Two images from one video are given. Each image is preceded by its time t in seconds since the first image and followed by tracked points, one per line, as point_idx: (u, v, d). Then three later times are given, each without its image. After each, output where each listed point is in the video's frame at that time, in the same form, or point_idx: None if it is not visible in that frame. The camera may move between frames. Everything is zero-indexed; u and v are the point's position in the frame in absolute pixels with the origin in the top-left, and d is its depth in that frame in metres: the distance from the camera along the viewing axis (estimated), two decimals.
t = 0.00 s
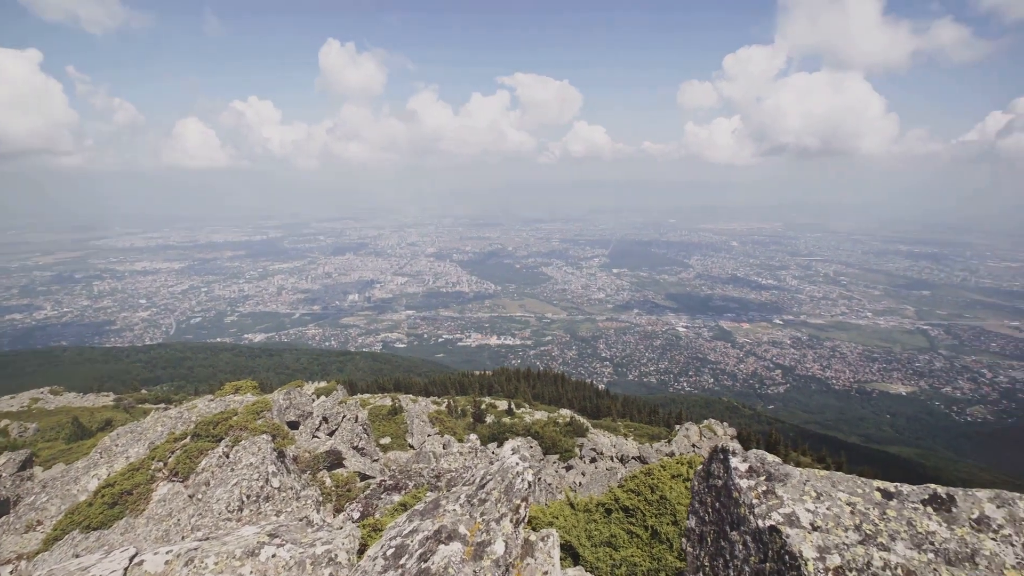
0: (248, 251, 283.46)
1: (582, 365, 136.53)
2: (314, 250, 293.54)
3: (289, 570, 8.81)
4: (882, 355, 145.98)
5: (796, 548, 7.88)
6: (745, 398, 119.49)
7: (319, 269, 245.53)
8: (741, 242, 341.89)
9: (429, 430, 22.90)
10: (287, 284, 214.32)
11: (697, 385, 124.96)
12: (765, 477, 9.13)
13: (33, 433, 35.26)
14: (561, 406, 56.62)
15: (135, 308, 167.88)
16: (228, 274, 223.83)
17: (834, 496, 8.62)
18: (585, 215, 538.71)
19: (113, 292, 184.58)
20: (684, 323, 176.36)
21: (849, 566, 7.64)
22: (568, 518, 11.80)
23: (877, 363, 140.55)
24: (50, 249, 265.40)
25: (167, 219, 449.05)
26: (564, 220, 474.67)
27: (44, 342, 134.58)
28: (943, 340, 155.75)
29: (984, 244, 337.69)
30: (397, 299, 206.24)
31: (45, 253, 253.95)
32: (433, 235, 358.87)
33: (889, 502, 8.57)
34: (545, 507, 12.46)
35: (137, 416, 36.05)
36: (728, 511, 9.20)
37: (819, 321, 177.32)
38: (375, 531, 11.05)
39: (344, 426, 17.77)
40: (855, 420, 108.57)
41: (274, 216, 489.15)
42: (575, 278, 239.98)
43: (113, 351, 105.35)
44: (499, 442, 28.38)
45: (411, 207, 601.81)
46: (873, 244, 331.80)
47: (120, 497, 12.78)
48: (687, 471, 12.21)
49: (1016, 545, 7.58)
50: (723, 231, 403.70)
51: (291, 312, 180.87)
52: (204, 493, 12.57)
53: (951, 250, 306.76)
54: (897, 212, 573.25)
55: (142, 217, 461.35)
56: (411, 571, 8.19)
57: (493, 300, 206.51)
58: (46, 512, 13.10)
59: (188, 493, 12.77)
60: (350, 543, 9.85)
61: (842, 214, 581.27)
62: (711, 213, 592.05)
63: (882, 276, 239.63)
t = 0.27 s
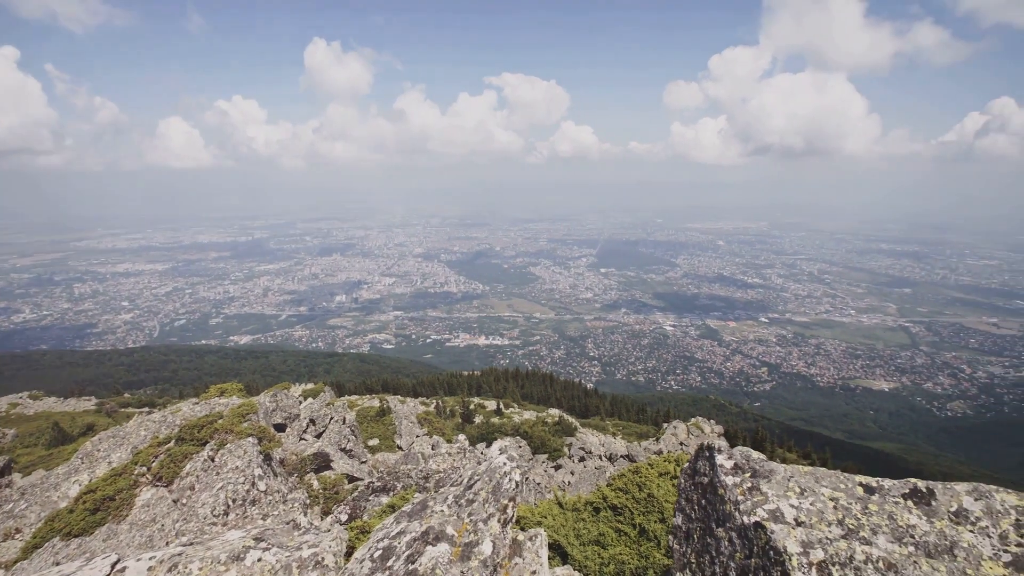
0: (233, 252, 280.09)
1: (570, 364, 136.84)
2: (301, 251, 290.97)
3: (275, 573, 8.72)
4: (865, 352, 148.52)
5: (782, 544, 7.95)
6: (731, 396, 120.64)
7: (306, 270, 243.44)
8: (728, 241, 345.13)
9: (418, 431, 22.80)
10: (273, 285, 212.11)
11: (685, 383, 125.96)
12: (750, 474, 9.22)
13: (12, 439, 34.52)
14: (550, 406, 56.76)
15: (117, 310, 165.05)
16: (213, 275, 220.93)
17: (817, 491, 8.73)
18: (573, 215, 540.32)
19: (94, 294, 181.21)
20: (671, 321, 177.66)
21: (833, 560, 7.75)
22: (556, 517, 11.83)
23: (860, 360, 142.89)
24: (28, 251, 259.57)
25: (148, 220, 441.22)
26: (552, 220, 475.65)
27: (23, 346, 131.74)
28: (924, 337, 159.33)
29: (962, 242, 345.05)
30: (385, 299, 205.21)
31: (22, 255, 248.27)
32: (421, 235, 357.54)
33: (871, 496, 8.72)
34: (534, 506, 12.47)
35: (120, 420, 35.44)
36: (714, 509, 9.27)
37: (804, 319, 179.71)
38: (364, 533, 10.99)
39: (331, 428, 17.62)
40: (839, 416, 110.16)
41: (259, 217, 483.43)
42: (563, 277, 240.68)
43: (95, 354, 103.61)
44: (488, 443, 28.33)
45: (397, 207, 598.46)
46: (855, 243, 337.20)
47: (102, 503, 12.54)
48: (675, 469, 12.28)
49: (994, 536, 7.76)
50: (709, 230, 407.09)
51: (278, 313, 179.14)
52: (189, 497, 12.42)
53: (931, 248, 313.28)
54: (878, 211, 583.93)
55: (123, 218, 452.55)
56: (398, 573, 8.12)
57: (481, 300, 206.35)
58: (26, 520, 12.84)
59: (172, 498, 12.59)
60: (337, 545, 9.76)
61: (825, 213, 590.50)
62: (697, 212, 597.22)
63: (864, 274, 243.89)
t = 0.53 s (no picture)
0: (221, 253, 277.07)
1: (560, 364, 137.02)
2: (289, 251, 288.67)
3: None
4: (851, 349, 150.46)
5: (767, 539, 8.04)
6: (720, 394, 121.55)
7: (294, 270, 241.54)
8: (716, 240, 347.69)
9: (408, 432, 22.73)
10: (261, 286, 210.29)
11: (674, 382, 126.80)
12: (737, 471, 9.29)
13: None
14: (540, 406, 56.84)
15: (101, 313, 162.61)
16: (200, 277, 218.49)
17: (803, 488, 8.81)
18: (562, 215, 541.29)
19: (78, 297, 178.37)
20: (660, 321, 178.62)
21: (819, 554, 7.83)
22: (545, 516, 11.83)
23: (847, 357, 144.76)
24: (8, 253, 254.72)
25: (132, 222, 434.72)
26: (541, 220, 476.21)
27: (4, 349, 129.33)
28: (909, 335, 161.89)
29: (945, 241, 351.03)
30: (375, 300, 204.22)
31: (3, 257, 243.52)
32: (411, 236, 356.24)
33: (855, 492, 8.86)
34: (525, 506, 12.43)
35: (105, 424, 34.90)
36: (703, 507, 9.31)
37: (791, 317, 181.71)
38: (353, 535, 10.94)
39: (321, 430, 17.46)
40: (826, 413, 111.49)
41: (245, 218, 478.42)
42: (552, 277, 241.15)
43: (78, 357, 102.11)
44: (478, 443, 28.28)
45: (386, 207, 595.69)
46: (841, 242, 341.40)
47: (86, 509, 12.33)
48: (663, 467, 12.36)
49: (976, 529, 7.92)
50: (698, 229, 409.87)
51: (266, 314, 177.55)
52: (176, 501, 12.26)
53: (915, 247, 318.16)
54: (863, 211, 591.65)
55: (106, 219, 445.49)
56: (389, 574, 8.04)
57: (471, 300, 206.08)
58: (6, 526, 12.60)
59: (159, 502, 12.40)
60: (326, 548, 9.70)
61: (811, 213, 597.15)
62: (686, 212, 600.89)
63: (850, 272, 247.06)
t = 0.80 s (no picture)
0: (205, 254, 273.31)
1: (549, 364, 137.12)
2: (275, 252, 285.74)
3: None
4: (836, 346, 152.56)
5: (752, 536, 8.11)
6: (708, 392, 122.50)
7: (281, 271, 239.17)
8: (703, 240, 350.44)
9: (396, 433, 22.59)
10: (246, 287, 207.92)
11: (662, 381, 127.56)
12: (723, 469, 9.36)
13: None
14: (529, 405, 56.82)
15: (82, 316, 159.65)
16: (184, 279, 215.49)
17: (787, 485, 8.92)
18: (550, 215, 542.10)
19: (58, 299, 174.89)
20: (648, 320, 179.60)
21: (804, 550, 7.92)
22: (534, 516, 11.81)
23: (831, 355, 146.79)
24: None
25: (113, 223, 426.86)
26: (529, 220, 476.53)
27: None
28: (891, 332, 164.55)
29: (925, 239, 357.88)
30: (362, 301, 202.93)
31: None
32: (398, 236, 354.55)
33: (839, 487, 9.01)
34: (513, 506, 12.42)
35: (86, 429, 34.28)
36: (689, 504, 9.39)
37: (777, 316, 183.79)
38: (340, 537, 10.85)
39: (308, 432, 17.31)
40: (812, 410, 112.93)
41: (230, 218, 472.31)
42: (541, 277, 241.41)
43: (57, 361, 100.10)
44: (467, 443, 28.19)
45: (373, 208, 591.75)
46: (825, 241, 346.27)
47: (66, 516, 12.07)
48: (650, 465, 12.45)
49: (953, 523, 8.18)
50: (685, 229, 412.90)
51: (252, 316, 175.64)
52: (160, 506, 12.05)
53: (897, 246, 323.40)
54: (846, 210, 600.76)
55: (85, 220, 436.65)
56: None
57: (459, 301, 205.58)
58: None
59: (141, 508, 12.17)
60: (313, 550, 9.63)
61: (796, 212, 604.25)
62: (673, 211, 604.80)
63: (833, 271, 250.60)
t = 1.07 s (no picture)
0: (188, 256, 269.46)
1: (537, 363, 137.31)
2: (260, 253, 282.73)
3: None
4: (820, 344, 154.86)
5: (737, 532, 8.18)
6: (695, 390, 123.62)
7: (266, 273, 236.78)
8: (689, 239, 353.22)
9: (384, 434, 22.46)
10: (231, 289, 205.49)
11: (649, 379, 128.43)
12: (708, 466, 9.43)
13: None
14: (517, 405, 56.95)
15: (62, 319, 156.63)
16: (167, 281, 212.39)
17: (772, 480, 9.01)
18: (538, 215, 543.20)
19: (36, 302, 171.25)
20: (635, 319, 180.71)
21: (786, 544, 8.05)
22: (522, 516, 11.85)
23: (815, 352, 149.01)
24: None
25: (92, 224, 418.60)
26: (517, 220, 476.58)
27: None
28: (873, 329, 167.50)
29: (906, 238, 364.92)
30: (349, 302, 201.53)
31: None
32: (386, 237, 352.75)
33: (823, 483, 9.11)
34: (501, 506, 12.42)
35: (67, 434, 33.68)
36: (675, 501, 9.45)
37: (762, 314, 186.06)
38: (327, 540, 10.74)
39: (294, 434, 17.15)
40: (796, 407, 114.58)
41: (214, 219, 465.86)
42: (528, 277, 241.80)
43: (36, 365, 98.14)
44: (456, 444, 28.13)
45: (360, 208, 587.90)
46: (808, 240, 351.40)
47: (46, 523, 11.86)
48: (638, 463, 12.52)
49: (932, 514, 8.41)
50: (671, 228, 416.15)
51: (237, 318, 173.67)
52: (142, 512, 11.83)
53: (878, 244, 329.38)
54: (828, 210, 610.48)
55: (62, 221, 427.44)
56: None
57: (447, 301, 205.22)
58: None
59: (124, 513, 11.96)
60: (300, 554, 9.52)
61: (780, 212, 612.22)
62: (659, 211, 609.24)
63: (817, 269, 254.38)
